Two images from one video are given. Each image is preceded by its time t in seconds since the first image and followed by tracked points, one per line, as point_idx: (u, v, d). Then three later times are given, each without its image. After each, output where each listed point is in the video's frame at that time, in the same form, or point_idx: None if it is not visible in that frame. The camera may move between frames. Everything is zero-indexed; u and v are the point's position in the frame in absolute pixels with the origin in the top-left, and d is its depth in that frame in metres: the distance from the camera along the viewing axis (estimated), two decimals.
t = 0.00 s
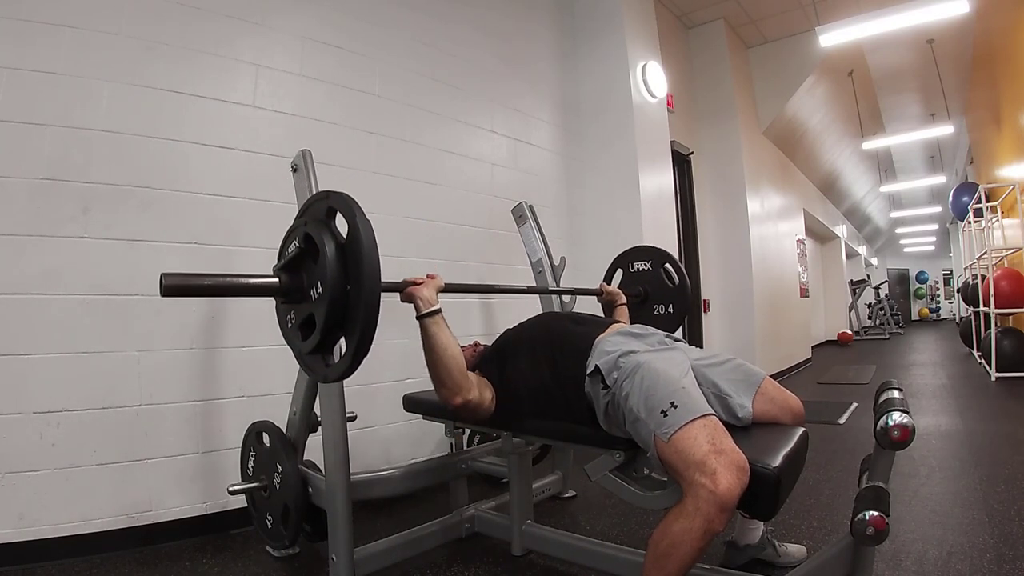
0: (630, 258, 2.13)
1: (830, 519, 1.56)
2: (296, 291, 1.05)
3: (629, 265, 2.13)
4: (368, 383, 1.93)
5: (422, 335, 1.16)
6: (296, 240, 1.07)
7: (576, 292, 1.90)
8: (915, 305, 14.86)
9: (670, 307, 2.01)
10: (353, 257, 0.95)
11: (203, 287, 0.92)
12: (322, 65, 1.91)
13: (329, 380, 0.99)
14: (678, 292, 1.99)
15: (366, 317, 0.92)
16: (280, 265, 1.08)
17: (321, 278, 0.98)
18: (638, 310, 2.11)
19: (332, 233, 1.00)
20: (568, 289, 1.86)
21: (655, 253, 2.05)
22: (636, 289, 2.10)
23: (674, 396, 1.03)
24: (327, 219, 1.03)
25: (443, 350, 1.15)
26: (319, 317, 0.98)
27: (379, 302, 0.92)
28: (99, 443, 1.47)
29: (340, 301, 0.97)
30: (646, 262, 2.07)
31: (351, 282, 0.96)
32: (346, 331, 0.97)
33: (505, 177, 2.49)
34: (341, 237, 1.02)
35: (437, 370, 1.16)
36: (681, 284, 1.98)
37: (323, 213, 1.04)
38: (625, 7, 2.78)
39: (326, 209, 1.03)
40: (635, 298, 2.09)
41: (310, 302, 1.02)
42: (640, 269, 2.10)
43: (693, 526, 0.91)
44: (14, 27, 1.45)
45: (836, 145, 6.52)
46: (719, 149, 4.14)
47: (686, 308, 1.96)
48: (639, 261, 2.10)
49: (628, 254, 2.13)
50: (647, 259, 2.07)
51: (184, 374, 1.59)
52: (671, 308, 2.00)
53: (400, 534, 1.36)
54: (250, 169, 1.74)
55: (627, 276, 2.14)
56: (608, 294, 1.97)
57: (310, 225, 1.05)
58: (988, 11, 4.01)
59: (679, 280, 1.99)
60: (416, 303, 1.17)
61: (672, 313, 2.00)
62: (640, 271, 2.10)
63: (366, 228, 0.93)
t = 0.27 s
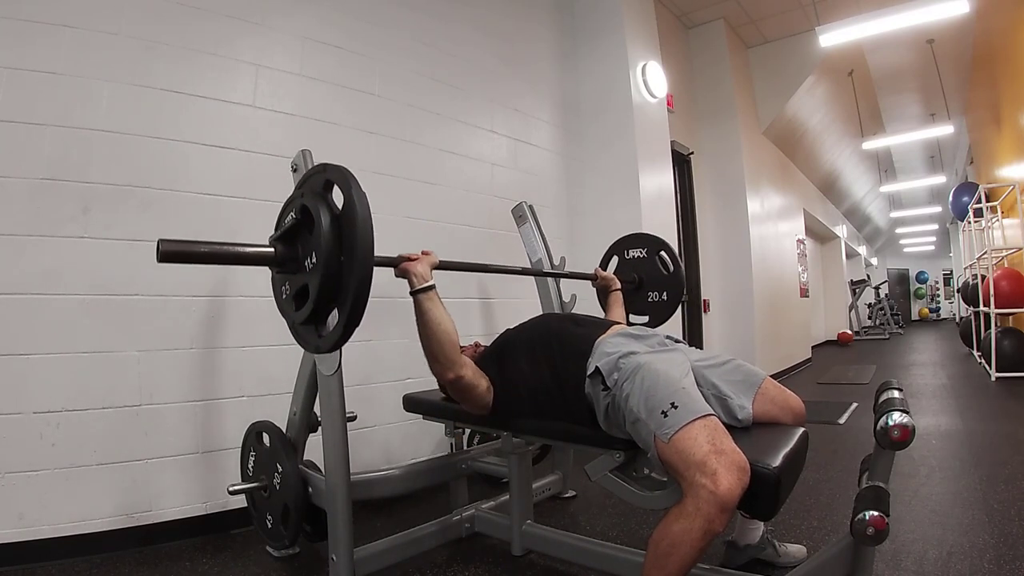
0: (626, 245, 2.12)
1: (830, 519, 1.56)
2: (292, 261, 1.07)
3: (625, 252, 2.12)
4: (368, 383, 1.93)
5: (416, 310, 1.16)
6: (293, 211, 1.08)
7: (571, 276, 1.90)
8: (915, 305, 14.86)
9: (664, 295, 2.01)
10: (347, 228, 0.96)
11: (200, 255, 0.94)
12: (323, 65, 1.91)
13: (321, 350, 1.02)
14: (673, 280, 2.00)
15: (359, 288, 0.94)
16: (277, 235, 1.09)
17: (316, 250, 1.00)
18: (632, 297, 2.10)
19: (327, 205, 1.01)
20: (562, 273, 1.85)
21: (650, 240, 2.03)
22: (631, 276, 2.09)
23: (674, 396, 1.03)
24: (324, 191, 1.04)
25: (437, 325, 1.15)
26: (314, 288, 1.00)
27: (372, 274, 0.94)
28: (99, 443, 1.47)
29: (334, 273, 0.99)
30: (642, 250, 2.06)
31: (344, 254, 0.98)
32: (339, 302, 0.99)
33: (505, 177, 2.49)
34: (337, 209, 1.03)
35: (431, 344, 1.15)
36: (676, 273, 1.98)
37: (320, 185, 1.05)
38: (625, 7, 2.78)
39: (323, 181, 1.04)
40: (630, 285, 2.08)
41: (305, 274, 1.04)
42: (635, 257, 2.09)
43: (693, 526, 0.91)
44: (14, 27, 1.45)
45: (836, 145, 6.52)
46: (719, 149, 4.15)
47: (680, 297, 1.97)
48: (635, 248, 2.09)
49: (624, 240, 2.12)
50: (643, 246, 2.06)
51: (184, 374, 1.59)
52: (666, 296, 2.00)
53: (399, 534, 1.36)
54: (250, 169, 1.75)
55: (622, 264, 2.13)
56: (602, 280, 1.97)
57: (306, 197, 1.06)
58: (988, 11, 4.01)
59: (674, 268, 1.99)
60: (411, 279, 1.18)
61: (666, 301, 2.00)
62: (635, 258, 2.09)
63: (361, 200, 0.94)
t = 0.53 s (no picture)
0: (621, 230, 2.11)
1: (830, 519, 1.56)
2: (287, 230, 1.07)
3: (619, 237, 2.12)
4: (368, 383, 1.93)
5: (409, 284, 1.16)
6: (290, 180, 1.07)
7: (564, 258, 1.90)
8: (916, 305, 14.86)
9: (656, 281, 2.01)
10: (343, 198, 0.96)
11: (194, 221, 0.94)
12: (323, 65, 1.91)
13: (313, 320, 1.03)
14: (666, 266, 2.00)
15: (352, 259, 0.94)
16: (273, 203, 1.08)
17: (311, 219, 0.99)
18: (625, 281, 2.11)
19: (324, 175, 1.00)
20: (556, 254, 1.85)
21: (645, 226, 2.03)
22: (624, 261, 2.10)
23: (676, 397, 1.03)
24: (321, 161, 1.03)
25: (430, 300, 1.15)
26: (308, 258, 1.00)
27: (366, 245, 0.94)
28: (99, 443, 1.47)
29: (328, 243, 0.99)
30: (636, 234, 2.06)
31: (339, 224, 0.97)
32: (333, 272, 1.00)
33: (505, 177, 2.49)
34: (334, 179, 1.02)
35: (426, 319, 1.15)
36: (669, 259, 1.98)
37: (318, 154, 1.04)
38: (625, 7, 2.78)
39: (321, 151, 1.02)
40: (623, 269, 2.10)
41: (300, 243, 1.04)
42: (630, 242, 2.09)
43: (695, 527, 0.91)
44: (14, 27, 1.45)
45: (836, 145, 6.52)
46: (719, 149, 4.15)
47: (671, 284, 1.97)
48: (629, 233, 2.09)
49: (619, 225, 2.11)
50: (637, 231, 2.06)
51: (184, 374, 1.59)
52: (658, 281, 2.00)
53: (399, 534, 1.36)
54: (250, 169, 1.75)
55: (616, 248, 2.13)
56: (595, 263, 1.97)
57: (304, 166, 1.05)
58: (988, 11, 4.01)
59: (667, 254, 1.99)
60: (405, 253, 1.18)
61: (658, 286, 2.00)
62: (629, 244, 2.09)
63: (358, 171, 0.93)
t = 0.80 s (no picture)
0: (615, 213, 2.10)
1: (830, 519, 1.56)
2: (286, 202, 1.11)
3: (613, 220, 2.11)
4: (368, 383, 1.93)
5: (407, 257, 1.21)
6: (290, 154, 1.11)
7: (556, 239, 1.90)
8: (916, 305, 14.86)
9: (647, 266, 2.01)
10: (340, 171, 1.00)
11: (200, 188, 0.99)
12: (323, 65, 1.91)
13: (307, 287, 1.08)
14: (657, 251, 2.00)
15: (344, 229, 0.98)
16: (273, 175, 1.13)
17: (308, 191, 1.04)
18: (617, 264, 2.11)
19: (322, 149, 1.04)
20: (547, 235, 1.85)
21: (639, 211, 2.02)
22: (617, 244, 2.09)
23: (678, 401, 1.03)
24: (320, 136, 1.07)
25: (427, 271, 1.20)
26: (304, 228, 1.05)
27: (359, 216, 0.98)
28: (99, 443, 1.47)
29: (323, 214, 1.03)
30: (630, 219, 2.05)
31: (334, 196, 1.01)
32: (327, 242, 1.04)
33: (505, 177, 2.49)
34: (332, 153, 1.06)
35: (423, 289, 1.21)
36: (661, 244, 1.98)
37: (317, 129, 1.07)
38: (625, 7, 2.78)
39: (320, 126, 1.06)
40: (615, 252, 2.09)
41: (297, 214, 1.08)
42: (624, 225, 2.08)
43: (696, 528, 0.91)
44: (14, 27, 1.45)
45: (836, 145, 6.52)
46: (719, 149, 4.15)
47: (662, 269, 1.97)
48: (623, 217, 2.07)
49: (614, 208, 2.10)
50: (631, 216, 2.05)
51: (185, 374, 1.59)
52: (649, 266, 2.01)
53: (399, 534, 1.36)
54: (250, 169, 1.75)
55: (610, 231, 2.12)
56: (587, 244, 1.96)
57: (303, 140, 1.09)
58: (988, 11, 4.01)
59: (660, 240, 1.99)
60: (400, 228, 1.23)
61: (648, 271, 2.01)
62: (623, 227, 2.08)
63: (354, 146, 0.97)
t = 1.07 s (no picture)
0: (610, 213, 2.10)
1: (830, 519, 1.56)
2: (280, 207, 1.12)
3: (608, 219, 2.11)
4: (368, 383, 1.93)
5: (399, 259, 1.24)
6: (285, 160, 1.13)
7: (549, 237, 1.89)
8: (916, 305, 14.86)
9: (640, 267, 2.02)
10: (331, 177, 1.00)
11: (198, 197, 1.00)
12: (323, 65, 1.91)
13: (300, 291, 1.09)
14: (650, 252, 1.99)
15: (336, 235, 0.99)
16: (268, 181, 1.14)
17: (301, 197, 1.05)
18: (610, 264, 2.11)
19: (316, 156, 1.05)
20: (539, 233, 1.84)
21: (635, 212, 2.02)
22: (611, 244, 2.09)
23: (681, 401, 1.03)
24: (315, 143, 1.08)
25: (417, 272, 1.24)
26: (297, 232, 1.06)
27: (350, 222, 0.98)
28: (99, 443, 1.47)
29: (315, 219, 1.04)
30: (625, 219, 2.05)
31: (326, 202, 1.02)
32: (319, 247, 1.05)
33: (505, 177, 2.49)
34: (326, 160, 1.07)
35: (415, 289, 1.25)
36: (655, 246, 1.98)
37: (311, 136, 1.08)
38: (625, 7, 2.78)
39: (314, 134, 1.07)
40: (609, 252, 2.10)
41: (291, 219, 1.09)
42: (619, 225, 2.08)
43: (703, 527, 0.91)
44: (14, 27, 1.45)
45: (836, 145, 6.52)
46: (719, 149, 4.15)
47: (656, 270, 1.97)
48: (619, 217, 2.07)
49: (610, 207, 2.10)
50: (627, 216, 2.05)
51: (185, 374, 1.60)
52: (642, 267, 2.01)
53: (399, 535, 1.36)
54: (250, 169, 1.75)
55: (605, 230, 2.12)
56: (580, 244, 1.96)
57: (298, 147, 1.10)
58: (988, 11, 4.01)
59: (653, 241, 1.98)
60: (392, 231, 1.26)
61: (641, 272, 2.01)
62: (618, 228, 2.08)
63: (345, 153, 0.98)
